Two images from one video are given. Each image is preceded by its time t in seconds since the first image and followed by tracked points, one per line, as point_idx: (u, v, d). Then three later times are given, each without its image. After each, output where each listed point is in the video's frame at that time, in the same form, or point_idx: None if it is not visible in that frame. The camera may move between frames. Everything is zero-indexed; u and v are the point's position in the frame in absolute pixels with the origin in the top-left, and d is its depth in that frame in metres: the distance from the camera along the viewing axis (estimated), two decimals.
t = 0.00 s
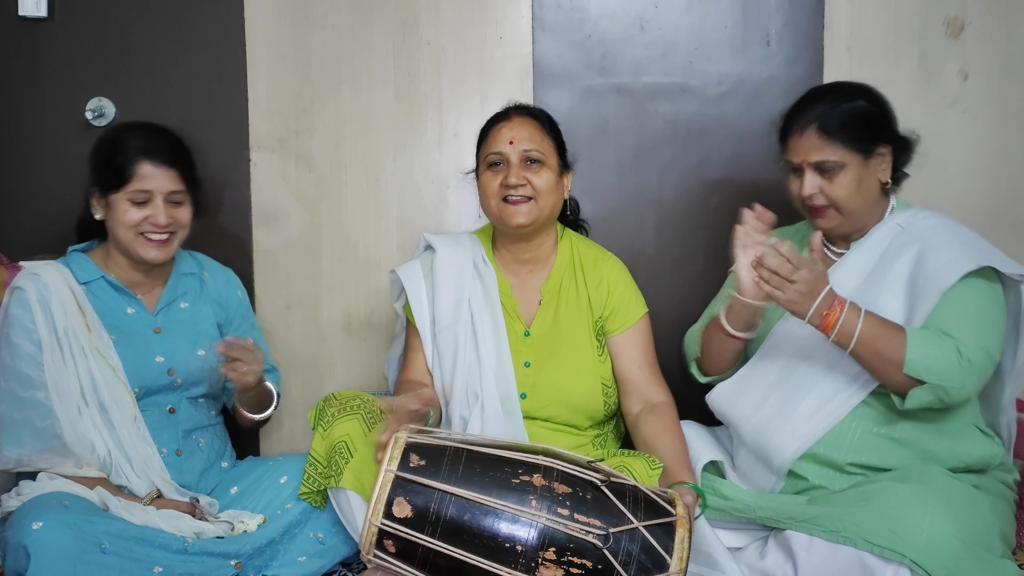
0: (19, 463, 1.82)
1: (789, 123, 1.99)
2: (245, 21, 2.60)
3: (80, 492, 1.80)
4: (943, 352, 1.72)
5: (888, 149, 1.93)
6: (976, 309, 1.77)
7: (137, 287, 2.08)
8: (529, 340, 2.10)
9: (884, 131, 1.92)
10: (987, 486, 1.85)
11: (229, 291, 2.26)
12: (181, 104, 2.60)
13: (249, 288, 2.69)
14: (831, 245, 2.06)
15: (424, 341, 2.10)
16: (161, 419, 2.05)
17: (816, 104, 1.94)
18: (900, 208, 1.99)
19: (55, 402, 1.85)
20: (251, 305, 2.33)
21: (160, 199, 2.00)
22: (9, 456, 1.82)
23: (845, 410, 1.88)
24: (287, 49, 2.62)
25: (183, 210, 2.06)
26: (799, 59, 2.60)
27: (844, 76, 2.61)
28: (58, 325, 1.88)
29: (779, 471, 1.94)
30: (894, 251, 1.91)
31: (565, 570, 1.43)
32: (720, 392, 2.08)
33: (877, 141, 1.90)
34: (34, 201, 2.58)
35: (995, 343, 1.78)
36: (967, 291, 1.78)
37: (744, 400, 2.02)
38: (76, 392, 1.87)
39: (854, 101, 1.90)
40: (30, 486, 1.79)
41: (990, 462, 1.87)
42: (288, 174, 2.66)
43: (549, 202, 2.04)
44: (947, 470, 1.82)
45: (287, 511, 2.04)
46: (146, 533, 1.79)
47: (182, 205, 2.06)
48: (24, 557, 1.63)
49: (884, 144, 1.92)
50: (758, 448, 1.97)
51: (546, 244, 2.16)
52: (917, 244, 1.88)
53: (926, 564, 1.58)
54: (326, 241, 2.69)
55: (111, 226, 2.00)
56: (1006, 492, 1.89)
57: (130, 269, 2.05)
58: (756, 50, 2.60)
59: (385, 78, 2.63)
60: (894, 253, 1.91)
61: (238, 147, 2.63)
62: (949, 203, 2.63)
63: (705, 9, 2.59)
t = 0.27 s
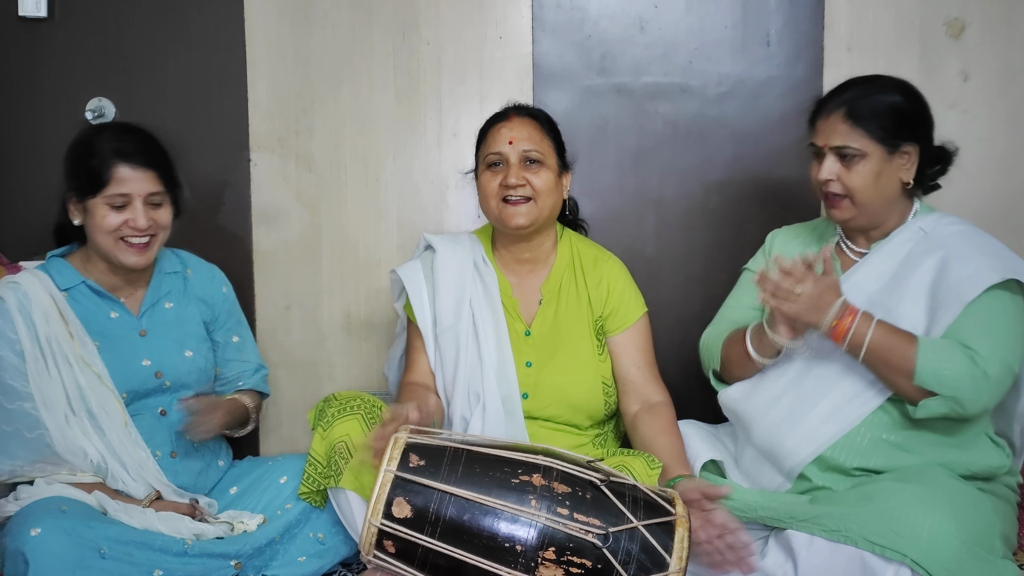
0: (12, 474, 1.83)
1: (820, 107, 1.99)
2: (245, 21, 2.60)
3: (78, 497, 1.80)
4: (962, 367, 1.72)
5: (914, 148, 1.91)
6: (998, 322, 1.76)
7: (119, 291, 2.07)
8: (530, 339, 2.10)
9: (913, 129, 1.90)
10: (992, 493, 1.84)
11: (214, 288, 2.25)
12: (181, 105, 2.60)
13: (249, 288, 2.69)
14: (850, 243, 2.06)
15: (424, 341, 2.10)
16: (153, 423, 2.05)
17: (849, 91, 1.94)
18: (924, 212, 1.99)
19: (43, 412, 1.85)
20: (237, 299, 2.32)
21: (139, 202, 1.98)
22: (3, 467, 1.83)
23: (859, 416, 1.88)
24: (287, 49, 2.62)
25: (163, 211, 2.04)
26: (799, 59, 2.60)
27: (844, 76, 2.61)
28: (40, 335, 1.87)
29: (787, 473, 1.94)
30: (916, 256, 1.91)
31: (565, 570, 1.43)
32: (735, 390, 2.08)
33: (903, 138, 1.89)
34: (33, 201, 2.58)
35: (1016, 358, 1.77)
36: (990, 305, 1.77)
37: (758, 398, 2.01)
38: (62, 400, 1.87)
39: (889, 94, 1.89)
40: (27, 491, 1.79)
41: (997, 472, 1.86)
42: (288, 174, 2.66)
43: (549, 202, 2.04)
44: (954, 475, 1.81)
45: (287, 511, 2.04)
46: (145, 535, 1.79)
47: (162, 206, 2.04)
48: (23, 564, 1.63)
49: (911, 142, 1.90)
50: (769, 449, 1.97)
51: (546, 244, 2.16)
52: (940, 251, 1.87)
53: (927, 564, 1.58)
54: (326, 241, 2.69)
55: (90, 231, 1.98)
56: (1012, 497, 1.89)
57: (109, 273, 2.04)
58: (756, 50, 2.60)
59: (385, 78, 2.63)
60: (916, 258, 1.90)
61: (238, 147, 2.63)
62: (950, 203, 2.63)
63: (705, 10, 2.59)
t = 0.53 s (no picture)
0: (9, 480, 1.81)
1: (841, 99, 1.99)
2: (245, 21, 2.61)
3: (78, 498, 1.80)
4: (966, 374, 1.72)
5: (930, 148, 1.91)
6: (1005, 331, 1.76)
7: (109, 293, 2.07)
8: (530, 338, 2.10)
9: (932, 128, 1.90)
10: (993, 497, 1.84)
11: (206, 286, 2.23)
12: (181, 105, 2.60)
13: (249, 288, 2.69)
14: (860, 241, 2.07)
15: (425, 339, 2.10)
16: (148, 424, 2.05)
17: (870, 84, 1.94)
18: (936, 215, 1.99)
19: (37, 416, 1.83)
20: (230, 296, 2.31)
21: (124, 204, 1.97)
22: None
23: (863, 419, 1.87)
24: (287, 50, 2.62)
25: (149, 211, 2.04)
26: (799, 60, 2.60)
27: (844, 76, 2.61)
28: (30, 339, 1.85)
29: (791, 473, 1.94)
30: (925, 261, 1.91)
31: (565, 570, 1.43)
32: (742, 389, 2.08)
33: (920, 136, 1.89)
34: (33, 201, 2.58)
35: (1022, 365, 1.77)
36: (998, 313, 1.77)
37: (765, 397, 2.01)
38: (55, 403, 1.85)
39: (911, 91, 1.89)
40: (26, 493, 1.79)
41: (999, 476, 1.85)
42: (288, 174, 2.66)
43: (549, 202, 2.04)
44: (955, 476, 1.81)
45: (287, 510, 2.04)
46: (145, 537, 1.79)
47: (148, 206, 2.04)
48: (22, 567, 1.63)
49: (928, 140, 1.90)
50: (775, 449, 1.97)
51: (547, 243, 2.16)
52: (949, 257, 1.87)
53: (927, 565, 1.58)
54: (326, 241, 2.69)
55: (77, 235, 1.98)
56: (1014, 500, 1.89)
57: (98, 276, 2.04)
58: (756, 50, 2.60)
59: (385, 78, 2.64)
60: (925, 262, 1.90)
61: (237, 147, 2.63)
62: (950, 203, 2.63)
63: (704, 10, 2.59)
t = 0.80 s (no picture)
0: (10, 479, 1.82)
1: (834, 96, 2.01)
2: (244, 21, 2.60)
3: (79, 497, 1.81)
4: (967, 365, 1.71)
5: (921, 144, 1.92)
6: (1002, 323, 1.76)
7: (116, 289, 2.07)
8: (529, 337, 2.10)
9: (923, 125, 1.91)
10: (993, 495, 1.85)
11: (209, 283, 2.25)
12: (181, 105, 2.60)
13: (249, 288, 2.69)
14: (853, 239, 2.08)
15: (424, 340, 2.10)
16: (152, 422, 2.05)
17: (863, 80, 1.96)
18: (927, 212, 1.99)
19: (40, 415, 1.85)
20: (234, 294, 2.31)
21: (138, 179, 1.98)
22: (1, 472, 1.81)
23: (861, 417, 1.87)
24: (287, 50, 2.62)
25: (160, 186, 2.05)
26: (799, 60, 2.60)
27: (843, 77, 2.61)
28: (38, 336, 1.87)
29: (791, 472, 1.94)
30: (920, 257, 1.91)
31: (565, 570, 1.43)
32: (737, 386, 2.11)
33: (911, 131, 1.90)
34: (34, 201, 2.58)
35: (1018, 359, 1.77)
36: (995, 306, 1.77)
37: (759, 395, 2.04)
38: (60, 402, 1.87)
39: (905, 87, 1.90)
40: (27, 492, 1.79)
41: (998, 475, 1.86)
42: (288, 174, 2.66)
43: (547, 203, 2.05)
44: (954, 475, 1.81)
45: (286, 510, 2.04)
46: (145, 537, 1.78)
47: (158, 181, 2.05)
48: (23, 566, 1.63)
49: (920, 136, 1.91)
50: (775, 448, 1.97)
51: (546, 243, 2.16)
52: (944, 252, 1.87)
53: (927, 565, 1.58)
54: (325, 240, 2.69)
55: (93, 221, 1.95)
56: (1013, 498, 1.89)
57: (111, 269, 2.03)
58: (755, 50, 2.60)
59: (384, 78, 2.64)
60: (920, 258, 1.90)
61: (237, 147, 2.63)
62: (949, 203, 2.63)
63: (704, 10, 2.59)
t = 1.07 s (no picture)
0: (18, 465, 1.82)
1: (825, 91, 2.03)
2: (245, 21, 2.60)
3: (81, 494, 1.80)
4: (938, 354, 1.72)
5: (906, 142, 1.93)
6: (979, 312, 1.76)
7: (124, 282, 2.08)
8: (529, 337, 2.10)
9: (909, 124, 1.92)
10: (989, 489, 1.86)
11: (226, 283, 2.26)
12: (181, 104, 2.60)
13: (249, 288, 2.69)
14: (836, 238, 2.07)
15: (424, 340, 2.10)
16: (162, 418, 2.05)
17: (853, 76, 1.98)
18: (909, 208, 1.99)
19: (57, 402, 1.84)
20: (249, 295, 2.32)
21: (175, 170, 2.05)
22: (9, 458, 1.82)
23: (851, 413, 1.88)
24: (287, 50, 2.62)
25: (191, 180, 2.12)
26: (799, 60, 2.60)
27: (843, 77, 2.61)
28: (58, 323, 1.87)
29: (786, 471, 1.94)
30: (900, 250, 1.91)
31: (565, 570, 1.43)
32: (730, 392, 2.08)
33: (896, 129, 1.92)
34: (35, 201, 2.58)
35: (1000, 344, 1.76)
36: (972, 296, 1.77)
37: (749, 397, 2.03)
38: (79, 390, 1.86)
39: (894, 85, 1.92)
40: (29, 488, 1.79)
41: (993, 467, 1.87)
42: (288, 174, 2.66)
43: (545, 205, 2.05)
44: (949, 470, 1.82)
45: (287, 510, 2.04)
46: (145, 535, 1.79)
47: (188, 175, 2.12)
48: (23, 562, 1.63)
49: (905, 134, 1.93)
50: (766, 448, 1.97)
51: (546, 243, 2.16)
52: (924, 244, 1.88)
53: (926, 563, 1.58)
54: (326, 240, 2.69)
55: (128, 204, 1.99)
56: (1008, 494, 1.90)
57: (132, 258, 2.06)
58: (755, 50, 2.60)
59: (384, 78, 2.64)
60: (900, 252, 1.91)
61: (238, 147, 2.63)
62: (948, 203, 2.63)
63: (704, 10, 2.59)
